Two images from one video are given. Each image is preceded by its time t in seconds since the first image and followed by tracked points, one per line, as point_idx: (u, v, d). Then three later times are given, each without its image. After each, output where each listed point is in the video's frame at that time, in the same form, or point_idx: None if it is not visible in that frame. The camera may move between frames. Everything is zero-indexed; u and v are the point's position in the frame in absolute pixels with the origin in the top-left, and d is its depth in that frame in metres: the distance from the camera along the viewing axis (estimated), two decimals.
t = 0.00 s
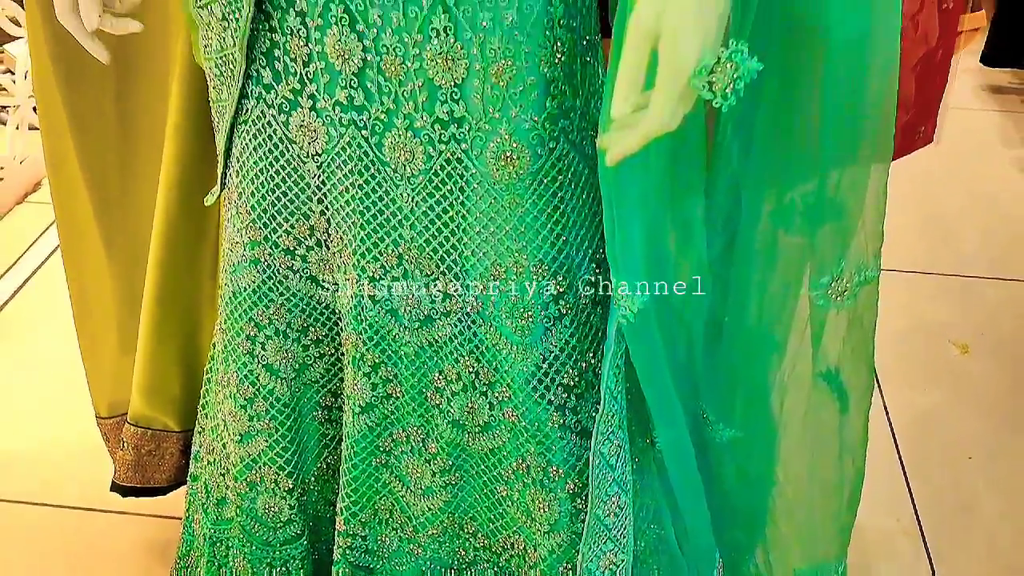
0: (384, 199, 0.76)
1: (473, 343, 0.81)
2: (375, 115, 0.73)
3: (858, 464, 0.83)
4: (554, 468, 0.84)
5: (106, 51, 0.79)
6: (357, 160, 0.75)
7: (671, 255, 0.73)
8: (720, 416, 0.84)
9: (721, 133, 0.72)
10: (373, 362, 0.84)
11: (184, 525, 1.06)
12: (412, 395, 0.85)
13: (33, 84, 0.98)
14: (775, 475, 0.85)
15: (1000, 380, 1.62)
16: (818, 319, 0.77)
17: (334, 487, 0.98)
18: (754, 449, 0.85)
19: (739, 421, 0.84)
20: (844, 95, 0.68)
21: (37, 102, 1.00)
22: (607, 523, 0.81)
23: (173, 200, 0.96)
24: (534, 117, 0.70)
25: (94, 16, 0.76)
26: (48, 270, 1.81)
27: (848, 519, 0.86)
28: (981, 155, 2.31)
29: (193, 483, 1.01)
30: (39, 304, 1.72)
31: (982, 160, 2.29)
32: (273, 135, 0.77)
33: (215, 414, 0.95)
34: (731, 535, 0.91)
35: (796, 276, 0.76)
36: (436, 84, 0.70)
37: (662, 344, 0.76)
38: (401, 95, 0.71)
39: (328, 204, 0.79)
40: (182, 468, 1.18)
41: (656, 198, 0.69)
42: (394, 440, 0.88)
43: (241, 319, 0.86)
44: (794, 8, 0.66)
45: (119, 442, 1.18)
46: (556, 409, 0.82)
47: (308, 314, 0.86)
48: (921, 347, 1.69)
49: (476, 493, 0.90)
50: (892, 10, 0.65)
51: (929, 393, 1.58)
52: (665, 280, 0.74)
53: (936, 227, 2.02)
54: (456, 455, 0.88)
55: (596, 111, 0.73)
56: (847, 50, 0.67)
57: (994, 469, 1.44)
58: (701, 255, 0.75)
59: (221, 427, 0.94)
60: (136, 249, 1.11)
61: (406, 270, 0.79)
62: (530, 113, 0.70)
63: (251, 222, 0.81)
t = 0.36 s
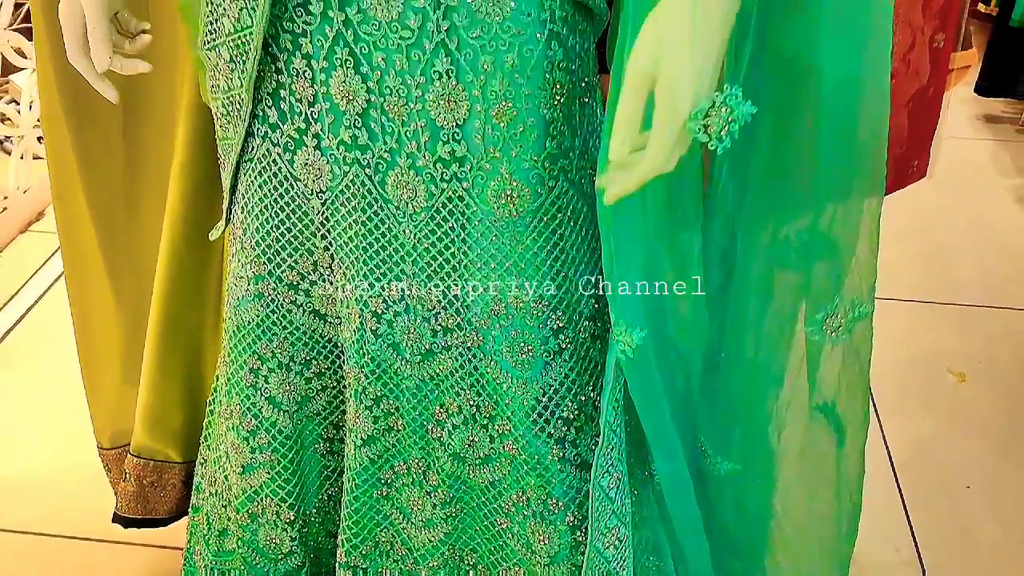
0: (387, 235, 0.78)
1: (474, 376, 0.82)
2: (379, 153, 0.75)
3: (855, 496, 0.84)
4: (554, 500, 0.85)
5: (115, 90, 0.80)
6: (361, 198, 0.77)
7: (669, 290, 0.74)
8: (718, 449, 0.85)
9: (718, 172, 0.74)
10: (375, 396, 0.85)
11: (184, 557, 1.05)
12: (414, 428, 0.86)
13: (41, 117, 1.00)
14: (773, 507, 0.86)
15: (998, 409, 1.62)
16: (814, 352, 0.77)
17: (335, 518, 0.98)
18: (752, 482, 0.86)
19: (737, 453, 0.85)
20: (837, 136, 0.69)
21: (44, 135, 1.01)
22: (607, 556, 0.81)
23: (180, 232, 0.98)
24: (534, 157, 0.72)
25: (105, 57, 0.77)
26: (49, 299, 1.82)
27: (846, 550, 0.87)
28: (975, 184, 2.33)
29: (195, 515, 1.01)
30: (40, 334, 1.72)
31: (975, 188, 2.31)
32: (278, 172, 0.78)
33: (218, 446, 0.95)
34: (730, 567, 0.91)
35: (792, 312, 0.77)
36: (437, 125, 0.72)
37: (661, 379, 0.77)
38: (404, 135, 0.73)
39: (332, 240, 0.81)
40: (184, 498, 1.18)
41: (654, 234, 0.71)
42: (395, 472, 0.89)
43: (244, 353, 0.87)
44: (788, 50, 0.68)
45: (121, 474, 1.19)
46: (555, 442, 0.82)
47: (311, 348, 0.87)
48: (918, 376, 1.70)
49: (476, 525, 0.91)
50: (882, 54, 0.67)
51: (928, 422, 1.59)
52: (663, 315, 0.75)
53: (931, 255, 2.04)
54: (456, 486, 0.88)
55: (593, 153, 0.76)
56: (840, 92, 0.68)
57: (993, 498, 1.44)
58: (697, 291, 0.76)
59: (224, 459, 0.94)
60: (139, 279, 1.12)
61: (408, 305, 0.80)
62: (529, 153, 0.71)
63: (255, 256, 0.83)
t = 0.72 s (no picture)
0: (388, 265, 0.79)
1: (474, 404, 0.83)
2: (381, 186, 0.76)
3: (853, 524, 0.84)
4: (554, 527, 0.85)
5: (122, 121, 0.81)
6: (363, 228, 0.78)
7: (664, 318, 0.75)
8: (715, 475, 0.86)
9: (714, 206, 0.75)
10: (376, 423, 0.86)
11: None
12: (414, 454, 0.87)
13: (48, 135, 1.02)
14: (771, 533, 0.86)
15: (996, 434, 1.63)
16: (810, 382, 0.78)
17: (335, 544, 0.99)
18: (751, 507, 0.86)
19: (734, 480, 0.86)
20: (831, 169, 0.71)
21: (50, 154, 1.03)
22: None
23: (183, 259, 0.99)
24: (533, 189, 0.73)
25: (112, 91, 0.77)
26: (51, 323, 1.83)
27: None
28: (972, 208, 2.35)
29: (195, 540, 1.02)
30: (42, 359, 1.73)
31: (971, 213, 2.33)
32: (282, 203, 0.80)
33: (219, 472, 0.96)
34: None
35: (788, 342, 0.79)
36: (439, 157, 0.73)
37: (659, 407, 0.78)
38: (406, 168, 0.75)
39: (334, 269, 0.82)
40: (186, 524, 1.18)
41: (651, 263, 0.72)
42: (396, 498, 0.90)
43: (247, 380, 0.88)
44: (781, 85, 0.69)
45: (123, 500, 1.19)
46: (555, 469, 0.83)
47: (313, 375, 0.88)
48: (916, 400, 1.70)
49: (476, 552, 0.91)
50: (872, 89, 0.68)
51: (926, 446, 1.59)
52: (659, 344, 0.76)
53: (928, 279, 2.05)
54: (456, 513, 0.89)
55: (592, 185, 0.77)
56: (832, 125, 0.69)
57: (992, 523, 1.44)
58: (694, 321, 0.77)
59: (225, 484, 0.95)
60: (141, 300, 1.13)
61: (409, 333, 0.81)
62: (529, 185, 0.73)
63: (258, 284, 0.84)
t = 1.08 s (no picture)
0: (388, 294, 0.80)
1: (472, 431, 0.84)
2: (381, 216, 0.77)
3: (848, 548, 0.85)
4: (551, 553, 0.86)
5: (127, 151, 0.83)
6: (363, 258, 0.80)
7: (659, 346, 0.76)
8: (712, 503, 0.85)
9: (710, 239, 0.75)
10: (375, 449, 0.86)
11: None
12: (413, 480, 0.88)
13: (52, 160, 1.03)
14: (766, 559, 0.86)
15: (993, 458, 1.63)
16: (805, 410, 0.79)
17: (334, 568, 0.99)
18: (749, 533, 0.86)
19: (730, 506, 0.85)
20: (822, 197, 0.71)
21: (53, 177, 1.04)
22: None
23: (185, 284, 1.01)
24: (530, 220, 0.74)
25: (118, 122, 0.79)
26: (52, 347, 1.83)
27: None
28: (968, 232, 2.37)
29: (195, 565, 1.02)
30: (42, 382, 1.73)
31: (967, 236, 2.34)
32: (284, 232, 0.81)
33: (218, 497, 0.96)
34: None
35: (783, 370, 0.78)
36: (438, 189, 0.75)
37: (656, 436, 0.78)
38: (406, 198, 0.76)
39: (334, 297, 0.83)
40: (185, 549, 1.16)
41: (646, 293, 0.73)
42: (395, 524, 0.90)
43: (247, 407, 0.89)
44: (772, 117, 0.70)
45: (123, 525, 1.20)
46: (552, 495, 0.84)
47: (313, 401, 0.89)
48: (914, 424, 1.71)
49: None
50: (862, 122, 0.69)
51: (924, 470, 1.60)
52: (656, 371, 0.76)
53: (924, 303, 2.06)
54: (454, 539, 0.89)
55: (587, 215, 0.79)
56: (824, 156, 0.70)
57: (990, 548, 1.45)
58: (689, 349, 0.77)
59: (225, 509, 0.95)
60: (142, 321, 1.14)
61: (408, 360, 0.82)
62: (525, 217, 0.74)
63: (259, 311, 0.85)
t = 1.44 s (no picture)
0: (386, 329, 0.82)
1: (468, 463, 0.85)
2: (380, 253, 0.79)
3: None
4: None
5: (131, 188, 0.84)
6: (362, 293, 0.81)
7: (652, 382, 0.77)
8: (705, 534, 0.86)
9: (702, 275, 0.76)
10: (373, 481, 0.88)
11: None
12: (409, 512, 0.89)
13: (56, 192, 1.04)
14: None
15: (989, 488, 1.64)
16: (797, 446, 0.79)
17: None
18: (743, 566, 0.87)
19: (723, 538, 0.86)
20: (812, 234, 0.72)
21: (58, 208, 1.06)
22: None
23: (187, 315, 1.03)
24: (525, 257, 0.76)
25: (123, 160, 0.80)
26: (54, 374, 1.84)
27: None
28: (965, 260, 2.38)
29: None
30: (44, 408, 1.74)
31: (964, 265, 2.36)
32: (284, 268, 0.83)
33: (218, 528, 0.97)
34: None
35: (774, 404, 0.79)
36: (435, 227, 0.77)
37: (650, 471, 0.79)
38: (404, 236, 0.78)
39: (333, 331, 0.84)
40: None
41: (637, 329, 0.74)
42: (392, 555, 0.91)
43: (247, 439, 0.90)
44: (761, 159, 0.71)
45: (123, 553, 1.20)
46: (547, 527, 0.85)
47: (312, 433, 0.90)
48: (910, 452, 1.71)
49: None
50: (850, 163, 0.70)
51: (920, 498, 1.60)
52: (649, 405, 0.77)
53: (921, 331, 2.08)
54: (450, 570, 0.91)
55: (582, 252, 0.80)
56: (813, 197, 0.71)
57: None
58: (681, 384, 0.78)
59: (224, 540, 0.96)
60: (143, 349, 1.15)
61: (406, 394, 0.84)
62: (521, 254, 0.76)
63: (260, 344, 0.86)
